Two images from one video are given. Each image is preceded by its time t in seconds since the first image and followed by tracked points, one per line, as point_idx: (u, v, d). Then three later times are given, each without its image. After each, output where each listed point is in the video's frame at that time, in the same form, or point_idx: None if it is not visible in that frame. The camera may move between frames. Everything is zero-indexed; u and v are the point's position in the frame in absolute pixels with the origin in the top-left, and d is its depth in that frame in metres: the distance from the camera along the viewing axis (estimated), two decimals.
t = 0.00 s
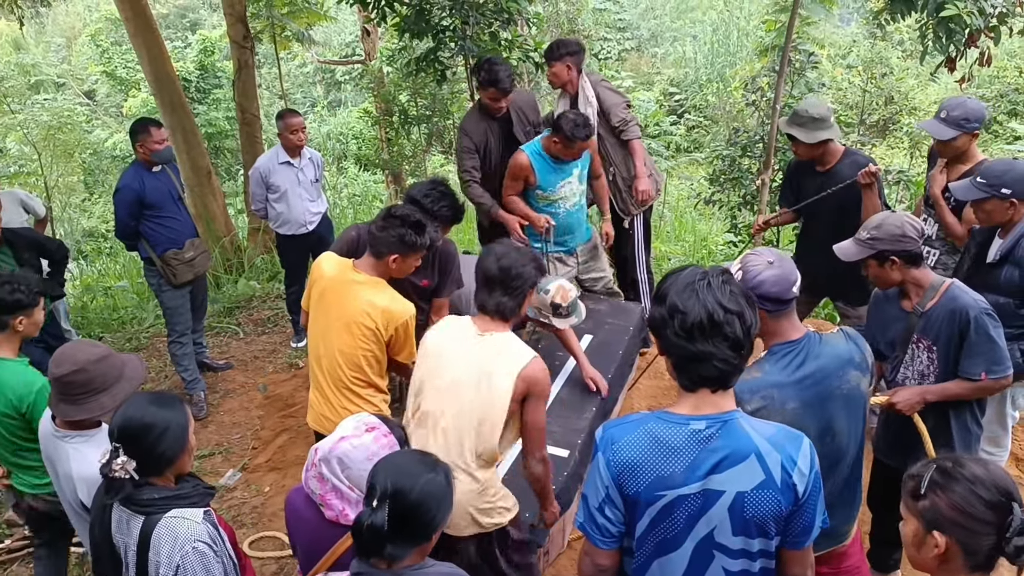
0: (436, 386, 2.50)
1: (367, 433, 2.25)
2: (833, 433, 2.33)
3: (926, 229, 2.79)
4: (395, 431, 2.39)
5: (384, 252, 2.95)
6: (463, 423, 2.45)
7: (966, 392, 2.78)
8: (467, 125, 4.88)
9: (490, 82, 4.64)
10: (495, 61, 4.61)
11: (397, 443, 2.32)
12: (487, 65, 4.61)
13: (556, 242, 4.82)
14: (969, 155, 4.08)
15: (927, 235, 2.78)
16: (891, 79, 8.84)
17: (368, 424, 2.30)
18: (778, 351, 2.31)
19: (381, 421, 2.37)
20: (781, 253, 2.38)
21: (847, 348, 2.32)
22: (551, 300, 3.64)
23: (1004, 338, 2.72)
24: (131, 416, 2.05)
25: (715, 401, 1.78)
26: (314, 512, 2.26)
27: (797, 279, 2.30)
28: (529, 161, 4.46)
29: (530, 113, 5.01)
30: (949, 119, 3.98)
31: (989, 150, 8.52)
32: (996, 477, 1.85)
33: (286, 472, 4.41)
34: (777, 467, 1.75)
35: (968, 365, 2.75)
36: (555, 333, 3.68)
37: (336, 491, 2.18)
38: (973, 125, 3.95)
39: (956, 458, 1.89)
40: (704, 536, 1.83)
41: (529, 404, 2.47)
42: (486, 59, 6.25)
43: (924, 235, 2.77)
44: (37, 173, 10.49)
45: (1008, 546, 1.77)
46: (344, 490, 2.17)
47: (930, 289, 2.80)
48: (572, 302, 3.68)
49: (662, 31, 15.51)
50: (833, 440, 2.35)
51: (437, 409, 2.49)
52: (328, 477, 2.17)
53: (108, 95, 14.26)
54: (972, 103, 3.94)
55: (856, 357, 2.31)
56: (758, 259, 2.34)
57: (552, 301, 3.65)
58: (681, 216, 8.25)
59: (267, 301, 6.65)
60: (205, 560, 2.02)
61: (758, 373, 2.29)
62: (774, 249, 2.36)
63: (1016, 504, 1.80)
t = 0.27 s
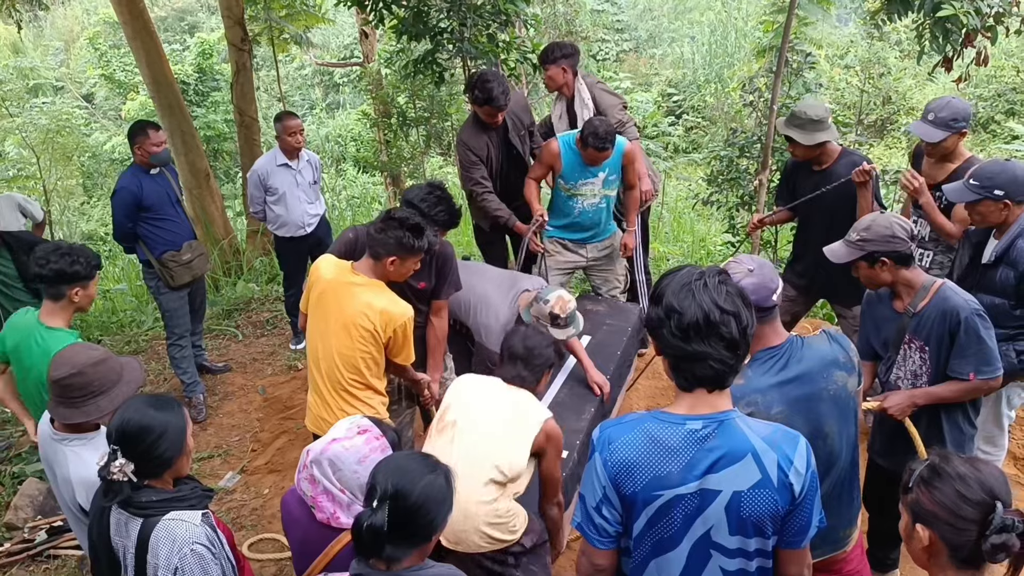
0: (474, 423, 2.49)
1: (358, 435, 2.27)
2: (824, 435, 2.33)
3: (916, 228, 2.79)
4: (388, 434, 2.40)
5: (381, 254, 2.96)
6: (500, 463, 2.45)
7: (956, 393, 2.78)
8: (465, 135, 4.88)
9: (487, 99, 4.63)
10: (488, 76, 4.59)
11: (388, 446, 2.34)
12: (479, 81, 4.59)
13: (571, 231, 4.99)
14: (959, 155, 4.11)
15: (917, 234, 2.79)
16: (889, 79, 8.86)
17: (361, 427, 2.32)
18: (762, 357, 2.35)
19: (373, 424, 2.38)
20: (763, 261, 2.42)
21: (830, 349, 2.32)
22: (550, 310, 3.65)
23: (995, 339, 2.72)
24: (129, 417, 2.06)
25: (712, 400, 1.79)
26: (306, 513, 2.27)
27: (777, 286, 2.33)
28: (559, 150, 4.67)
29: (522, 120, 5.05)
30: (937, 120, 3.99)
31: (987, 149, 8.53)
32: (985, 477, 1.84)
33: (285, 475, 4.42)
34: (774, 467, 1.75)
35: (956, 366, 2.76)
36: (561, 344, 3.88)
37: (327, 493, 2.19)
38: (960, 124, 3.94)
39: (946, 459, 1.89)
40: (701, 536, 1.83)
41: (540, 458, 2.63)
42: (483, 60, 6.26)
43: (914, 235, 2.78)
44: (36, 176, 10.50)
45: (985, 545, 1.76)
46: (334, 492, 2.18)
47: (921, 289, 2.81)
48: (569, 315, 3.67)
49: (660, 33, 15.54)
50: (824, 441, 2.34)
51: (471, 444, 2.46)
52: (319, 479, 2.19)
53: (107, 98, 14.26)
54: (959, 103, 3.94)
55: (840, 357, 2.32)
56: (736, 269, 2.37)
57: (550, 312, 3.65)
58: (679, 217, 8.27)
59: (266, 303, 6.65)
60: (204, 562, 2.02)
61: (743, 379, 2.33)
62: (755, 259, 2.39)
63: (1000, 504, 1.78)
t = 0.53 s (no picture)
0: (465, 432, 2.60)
1: (352, 438, 2.26)
2: (833, 441, 2.34)
3: (905, 234, 2.83)
4: (382, 437, 2.40)
5: (381, 257, 2.96)
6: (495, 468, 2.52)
7: (945, 396, 2.79)
8: (466, 131, 4.87)
9: (501, 100, 4.63)
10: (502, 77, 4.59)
11: (382, 448, 2.34)
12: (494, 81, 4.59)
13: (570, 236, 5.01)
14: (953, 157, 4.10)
15: (907, 238, 2.81)
16: (885, 81, 8.87)
17: (354, 430, 2.31)
18: (771, 360, 2.33)
19: (366, 427, 2.38)
20: (767, 264, 2.39)
21: (841, 355, 2.33)
22: (540, 304, 3.77)
23: (985, 342, 2.72)
24: (125, 421, 2.05)
25: (708, 402, 1.79)
26: (301, 517, 2.27)
27: (785, 285, 2.30)
28: (559, 160, 4.66)
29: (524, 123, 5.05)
30: (926, 129, 4.00)
31: (984, 151, 8.55)
32: (984, 477, 1.83)
33: (283, 478, 4.42)
34: (770, 468, 1.76)
35: (948, 368, 2.76)
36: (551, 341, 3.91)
37: (322, 496, 2.19)
38: (952, 130, 3.95)
39: (949, 457, 1.89)
40: (698, 537, 1.83)
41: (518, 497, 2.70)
42: (481, 64, 6.26)
43: (904, 236, 2.80)
44: (32, 181, 10.49)
45: (974, 543, 1.76)
46: (329, 496, 2.18)
47: (913, 292, 2.82)
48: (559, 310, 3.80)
49: (656, 36, 15.56)
50: (830, 446, 2.36)
51: (467, 447, 2.54)
52: (314, 482, 2.19)
53: (104, 102, 14.27)
54: (948, 108, 3.97)
55: (851, 364, 2.32)
56: (742, 270, 2.35)
57: (540, 305, 3.77)
58: (677, 219, 8.28)
59: (263, 307, 6.65)
60: (202, 566, 2.03)
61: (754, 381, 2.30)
62: (760, 262, 2.37)
63: (994, 505, 1.78)
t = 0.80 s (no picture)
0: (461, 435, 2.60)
1: (348, 439, 2.26)
2: (880, 441, 2.38)
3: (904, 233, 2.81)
4: (378, 436, 2.40)
5: (379, 257, 2.95)
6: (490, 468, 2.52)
7: (939, 397, 2.78)
8: (469, 123, 4.87)
9: (514, 96, 4.62)
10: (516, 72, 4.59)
11: (379, 448, 2.33)
12: (508, 76, 4.58)
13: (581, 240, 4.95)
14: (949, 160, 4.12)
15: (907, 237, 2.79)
16: (885, 80, 8.86)
17: (350, 430, 2.30)
18: (832, 356, 2.34)
19: (362, 427, 2.37)
20: (831, 260, 2.40)
21: (898, 359, 2.35)
22: (536, 300, 3.72)
23: (982, 345, 2.72)
24: (121, 424, 2.05)
25: (706, 401, 1.79)
26: (299, 519, 2.26)
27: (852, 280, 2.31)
28: (589, 177, 4.53)
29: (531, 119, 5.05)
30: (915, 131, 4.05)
31: (983, 149, 8.56)
32: (984, 475, 1.83)
33: (283, 479, 4.41)
34: (769, 468, 1.75)
35: (943, 368, 2.76)
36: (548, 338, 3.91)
37: (319, 498, 2.18)
38: (943, 133, 3.99)
39: (952, 454, 1.89)
40: (697, 537, 1.83)
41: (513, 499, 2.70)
42: (479, 64, 6.26)
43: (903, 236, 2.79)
44: (32, 182, 10.49)
45: (969, 539, 1.76)
46: (326, 498, 2.17)
47: (912, 292, 2.82)
48: (556, 306, 3.75)
49: (655, 35, 15.55)
50: (876, 446, 2.39)
51: (460, 450, 2.53)
52: (310, 484, 2.18)
53: (103, 103, 14.27)
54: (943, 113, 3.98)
55: (905, 370, 2.35)
56: (810, 263, 2.35)
57: (536, 301, 3.72)
58: (676, 218, 8.27)
59: (262, 307, 6.65)
60: (199, 568, 2.02)
61: (813, 376, 2.33)
62: (827, 256, 2.38)
63: (993, 502, 1.78)
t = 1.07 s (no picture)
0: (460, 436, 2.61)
1: (346, 438, 2.25)
2: (866, 435, 2.37)
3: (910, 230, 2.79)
4: (375, 434, 2.40)
5: (380, 257, 2.95)
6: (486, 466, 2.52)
7: (932, 394, 2.79)
8: (457, 126, 4.88)
9: (508, 101, 4.59)
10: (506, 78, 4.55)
11: (377, 446, 2.33)
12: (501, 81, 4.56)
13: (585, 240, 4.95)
14: (929, 154, 4.11)
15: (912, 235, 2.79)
16: (884, 78, 8.85)
17: (348, 428, 2.30)
18: (810, 355, 2.36)
19: (360, 425, 2.37)
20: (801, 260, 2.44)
21: (875, 351, 2.37)
22: (538, 301, 3.72)
23: (978, 347, 2.72)
24: (119, 426, 2.05)
25: (703, 400, 1.79)
26: (299, 520, 2.26)
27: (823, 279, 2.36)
28: (621, 207, 4.52)
29: (521, 132, 5.07)
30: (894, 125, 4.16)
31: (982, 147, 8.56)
32: (982, 472, 1.83)
33: (283, 479, 4.41)
34: (766, 465, 1.76)
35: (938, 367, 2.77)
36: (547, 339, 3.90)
37: (319, 500, 2.18)
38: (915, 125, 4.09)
39: (951, 451, 1.89)
40: (695, 535, 1.83)
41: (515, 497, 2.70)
42: (479, 64, 6.26)
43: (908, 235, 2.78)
44: (32, 184, 10.48)
45: (965, 535, 1.76)
46: (327, 499, 2.17)
47: (912, 289, 2.82)
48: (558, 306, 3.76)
49: (655, 34, 15.54)
50: (863, 440, 2.38)
51: (457, 450, 2.54)
52: (311, 486, 2.18)
53: (103, 104, 14.28)
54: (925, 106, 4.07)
55: (883, 360, 2.36)
56: (781, 263, 2.39)
57: (538, 304, 3.72)
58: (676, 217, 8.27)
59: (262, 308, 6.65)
60: (197, 569, 2.03)
61: (794, 377, 2.31)
62: (797, 257, 2.42)
63: (990, 499, 1.78)
